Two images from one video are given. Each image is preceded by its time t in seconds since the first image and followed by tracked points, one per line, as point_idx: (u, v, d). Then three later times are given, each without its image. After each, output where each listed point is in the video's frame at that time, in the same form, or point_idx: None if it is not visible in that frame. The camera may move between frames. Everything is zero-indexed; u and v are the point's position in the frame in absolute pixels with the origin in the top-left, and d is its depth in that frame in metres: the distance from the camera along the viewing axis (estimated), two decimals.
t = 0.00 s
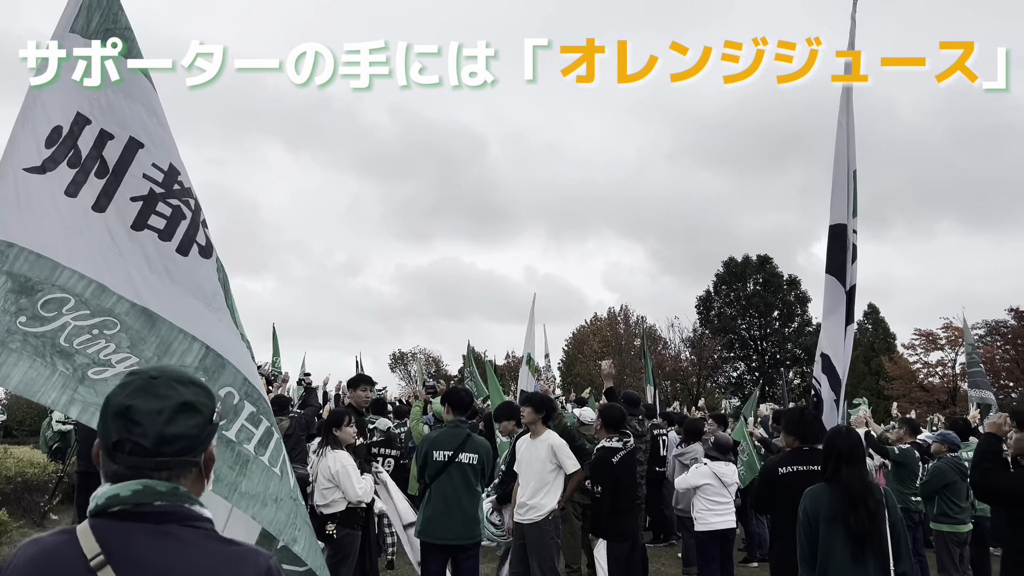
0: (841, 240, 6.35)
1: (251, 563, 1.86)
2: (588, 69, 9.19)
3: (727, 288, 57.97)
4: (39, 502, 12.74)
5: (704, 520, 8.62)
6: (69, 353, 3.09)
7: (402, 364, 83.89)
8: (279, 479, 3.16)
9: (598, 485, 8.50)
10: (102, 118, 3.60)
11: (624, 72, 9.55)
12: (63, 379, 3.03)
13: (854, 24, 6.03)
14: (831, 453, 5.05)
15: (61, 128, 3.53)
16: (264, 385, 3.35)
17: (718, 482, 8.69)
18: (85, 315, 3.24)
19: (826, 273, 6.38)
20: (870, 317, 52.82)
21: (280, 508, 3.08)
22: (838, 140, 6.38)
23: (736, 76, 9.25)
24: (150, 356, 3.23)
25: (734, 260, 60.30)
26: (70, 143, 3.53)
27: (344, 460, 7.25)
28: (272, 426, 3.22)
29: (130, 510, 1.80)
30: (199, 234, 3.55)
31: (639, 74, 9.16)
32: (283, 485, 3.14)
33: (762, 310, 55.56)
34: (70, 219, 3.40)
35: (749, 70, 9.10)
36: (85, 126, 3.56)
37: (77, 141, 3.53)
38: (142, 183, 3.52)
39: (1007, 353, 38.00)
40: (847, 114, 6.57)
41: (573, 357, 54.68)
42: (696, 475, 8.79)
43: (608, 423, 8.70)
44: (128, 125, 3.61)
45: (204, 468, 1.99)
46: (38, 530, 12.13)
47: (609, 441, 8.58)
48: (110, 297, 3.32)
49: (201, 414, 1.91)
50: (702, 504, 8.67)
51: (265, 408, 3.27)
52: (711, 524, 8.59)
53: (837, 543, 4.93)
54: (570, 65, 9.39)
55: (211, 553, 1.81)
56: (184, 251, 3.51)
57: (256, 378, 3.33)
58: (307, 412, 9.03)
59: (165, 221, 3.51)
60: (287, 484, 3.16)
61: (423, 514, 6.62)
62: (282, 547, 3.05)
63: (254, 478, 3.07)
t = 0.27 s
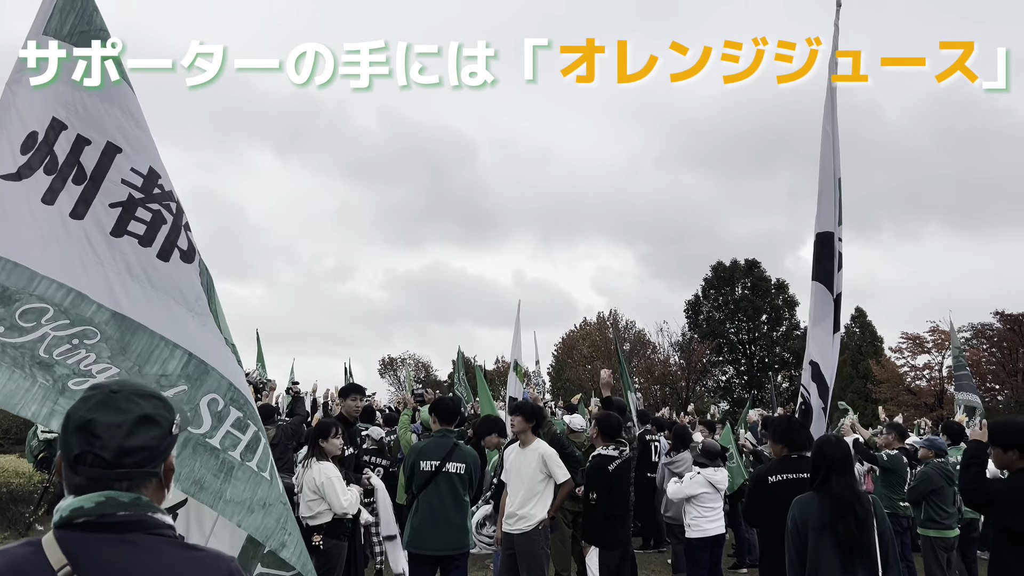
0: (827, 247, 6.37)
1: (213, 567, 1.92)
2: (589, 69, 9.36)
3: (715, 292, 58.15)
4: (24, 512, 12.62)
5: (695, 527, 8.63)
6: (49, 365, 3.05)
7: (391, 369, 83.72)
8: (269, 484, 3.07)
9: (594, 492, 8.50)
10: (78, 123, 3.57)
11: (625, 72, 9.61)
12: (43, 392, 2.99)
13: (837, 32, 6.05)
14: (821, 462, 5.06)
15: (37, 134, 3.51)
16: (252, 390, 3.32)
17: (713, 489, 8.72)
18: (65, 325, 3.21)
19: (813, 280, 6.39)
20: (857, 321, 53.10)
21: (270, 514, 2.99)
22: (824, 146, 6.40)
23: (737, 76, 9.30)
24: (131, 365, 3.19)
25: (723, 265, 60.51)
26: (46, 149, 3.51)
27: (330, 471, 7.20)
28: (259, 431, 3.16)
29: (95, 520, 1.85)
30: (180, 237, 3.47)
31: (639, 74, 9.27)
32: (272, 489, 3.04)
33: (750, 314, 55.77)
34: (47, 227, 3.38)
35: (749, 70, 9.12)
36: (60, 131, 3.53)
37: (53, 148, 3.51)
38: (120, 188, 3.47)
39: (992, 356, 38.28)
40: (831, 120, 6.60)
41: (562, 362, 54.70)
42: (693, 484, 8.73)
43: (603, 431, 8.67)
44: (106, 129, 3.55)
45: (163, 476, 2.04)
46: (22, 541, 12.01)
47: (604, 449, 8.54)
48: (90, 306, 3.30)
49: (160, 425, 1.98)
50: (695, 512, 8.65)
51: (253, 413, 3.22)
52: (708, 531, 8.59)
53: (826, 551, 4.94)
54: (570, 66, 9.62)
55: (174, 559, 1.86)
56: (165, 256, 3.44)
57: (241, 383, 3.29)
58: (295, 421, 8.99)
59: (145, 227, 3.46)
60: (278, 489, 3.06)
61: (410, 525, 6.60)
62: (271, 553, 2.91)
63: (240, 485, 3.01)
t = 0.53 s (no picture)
0: (805, 256, 6.40)
1: None
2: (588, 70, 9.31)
3: (705, 298, 58.30)
4: (10, 525, 12.49)
5: (689, 536, 8.61)
6: (17, 373, 2.98)
7: (381, 377, 83.49)
8: (250, 488, 3.03)
9: (588, 501, 8.46)
10: (47, 128, 3.54)
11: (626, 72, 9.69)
12: (11, 401, 2.89)
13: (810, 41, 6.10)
14: (810, 472, 5.04)
15: (5, 139, 3.50)
16: (228, 394, 3.29)
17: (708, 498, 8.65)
18: (32, 332, 3.16)
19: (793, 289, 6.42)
20: (846, 326, 53.31)
21: (250, 517, 2.95)
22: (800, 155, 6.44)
23: (738, 75, 9.29)
24: (101, 373, 3.13)
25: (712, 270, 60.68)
26: (12, 153, 3.47)
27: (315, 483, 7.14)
28: (237, 435, 3.15)
29: (86, 540, 1.82)
30: (152, 242, 3.47)
31: (639, 74, 9.31)
32: (253, 494, 3.01)
33: (739, 320, 55.92)
34: (14, 232, 3.34)
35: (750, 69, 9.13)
36: (28, 135, 3.51)
37: (20, 151, 3.48)
38: (89, 192, 3.45)
39: (980, 360, 38.50)
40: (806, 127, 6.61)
41: (552, 369, 54.68)
42: (687, 492, 8.69)
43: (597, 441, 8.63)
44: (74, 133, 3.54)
45: (151, 496, 2.01)
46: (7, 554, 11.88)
47: (598, 458, 8.51)
48: (59, 312, 3.25)
49: (146, 447, 1.95)
50: (689, 520, 8.65)
51: (231, 417, 3.20)
52: (700, 540, 8.59)
53: (815, 562, 4.93)
54: (569, 66, 9.61)
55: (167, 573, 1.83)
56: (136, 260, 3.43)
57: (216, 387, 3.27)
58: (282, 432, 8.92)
59: (115, 231, 3.44)
60: (258, 492, 3.03)
61: (398, 538, 6.58)
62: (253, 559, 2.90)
63: (217, 490, 2.97)
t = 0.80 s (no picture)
0: (786, 262, 6.46)
1: None
2: (589, 69, 9.35)
3: (695, 303, 58.40)
4: None
5: (672, 542, 8.60)
6: None
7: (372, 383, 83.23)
8: (221, 492, 3.01)
9: (580, 509, 8.43)
10: (9, 128, 3.49)
11: (627, 71, 9.70)
12: None
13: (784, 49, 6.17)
14: (799, 480, 5.03)
15: None
16: (196, 395, 3.25)
17: (689, 504, 8.61)
18: None
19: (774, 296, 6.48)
20: (835, 331, 53.49)
21: (222, 522, 2.94)
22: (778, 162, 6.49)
23: (738, 75, 9.29)
24: (62, 377, 3.11)
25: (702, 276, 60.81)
26: None
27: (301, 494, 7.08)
28: (208, 437, 3.11)
29: (119, 564, 1.88)
30: (118, 243, 3.45)
31: (640, 73, 9.26)
32: (225, 498, 3.00)
33: (729, 325, 56.04)
34: None
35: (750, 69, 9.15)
36: None
37: None
38: (52, 194, 3.43)
39: (968, 364, 38.67)
40: (782, 131, 6.63)
41: (543, 375, 54.64)
42: (667, 496, 8.68)
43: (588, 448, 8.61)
44: (38, 134, 3.49)
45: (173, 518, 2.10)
46: None
47: (590, 466, 8.48)
48: (19, 314, 3.21)
49: (172, 471, 2.03)
50: (672, 525, 8.66)
51: (200, 419, 3.16)
52: (678, 546, 8.57)
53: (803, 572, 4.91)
54: (570, 66, 9.61)
55: None
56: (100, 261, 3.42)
57: (184, 388, 3.24)
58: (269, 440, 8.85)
59: (79, 232, 3.43)
60: (230, 495, 3.02)
61: (387, 549, 6.55)
62: (227, 563, 2.89)
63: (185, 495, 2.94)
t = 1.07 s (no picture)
0: (765, 266, 6.49)
1: None
2: (589, 69, 9.86)
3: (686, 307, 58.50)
4: None
5: (658, 547, 8.58)
6: None
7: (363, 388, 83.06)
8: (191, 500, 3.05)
9: (569, 516, 8.40)
10: None
11: (626, 71, 9.71)
12: None
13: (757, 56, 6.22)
14: (786, 486, 5.03)
15: None
16: (164, 400, 3.32)
17: (672, 509, 8.61)
18: None
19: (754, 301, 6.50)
20: (826, 335, 53.63)
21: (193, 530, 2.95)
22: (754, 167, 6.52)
23: (738, 76, 9.32)
24: (27, 379, 3.13)
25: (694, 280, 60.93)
26: None
27: (288, 501, 7.05)
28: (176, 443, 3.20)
29: None
30: (87, 246, 3.46)
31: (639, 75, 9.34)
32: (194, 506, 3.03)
33: (720, 329, 56.13)
34: None
35: (751, 70, 9.17)
36: None
37: None
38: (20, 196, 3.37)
39: (958, 368, 38.78)
40: (758, 136, 6.64)
41: (535, 380, 54.61)
42: (651, 502, 8.69)
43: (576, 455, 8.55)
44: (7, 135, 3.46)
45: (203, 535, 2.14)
46: None
47: (578, 473, 8.45)
48: None
49: (204, 489, 2.07)
50: (657, 530, 8.65)
51: (169, 424, 3.25)
52: (665, 551, 8.55)
53: None
54: (571, 65, 10.21)
55: None
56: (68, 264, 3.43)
57: (151, 393, 3.30)
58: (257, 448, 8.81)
59: (46, 235, 3.41)
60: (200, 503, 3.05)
61: (376, 557, 6.51)
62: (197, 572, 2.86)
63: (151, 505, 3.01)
